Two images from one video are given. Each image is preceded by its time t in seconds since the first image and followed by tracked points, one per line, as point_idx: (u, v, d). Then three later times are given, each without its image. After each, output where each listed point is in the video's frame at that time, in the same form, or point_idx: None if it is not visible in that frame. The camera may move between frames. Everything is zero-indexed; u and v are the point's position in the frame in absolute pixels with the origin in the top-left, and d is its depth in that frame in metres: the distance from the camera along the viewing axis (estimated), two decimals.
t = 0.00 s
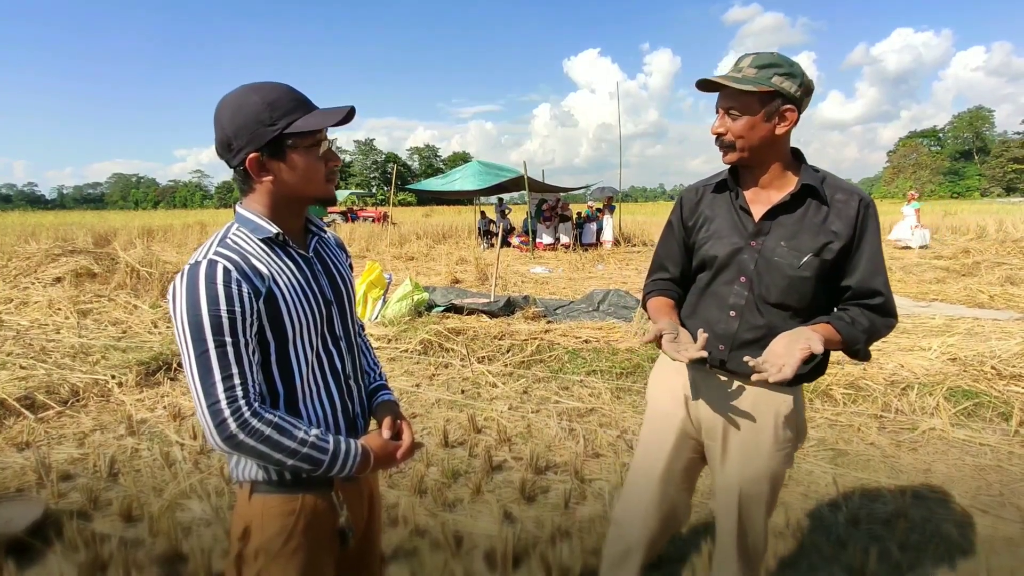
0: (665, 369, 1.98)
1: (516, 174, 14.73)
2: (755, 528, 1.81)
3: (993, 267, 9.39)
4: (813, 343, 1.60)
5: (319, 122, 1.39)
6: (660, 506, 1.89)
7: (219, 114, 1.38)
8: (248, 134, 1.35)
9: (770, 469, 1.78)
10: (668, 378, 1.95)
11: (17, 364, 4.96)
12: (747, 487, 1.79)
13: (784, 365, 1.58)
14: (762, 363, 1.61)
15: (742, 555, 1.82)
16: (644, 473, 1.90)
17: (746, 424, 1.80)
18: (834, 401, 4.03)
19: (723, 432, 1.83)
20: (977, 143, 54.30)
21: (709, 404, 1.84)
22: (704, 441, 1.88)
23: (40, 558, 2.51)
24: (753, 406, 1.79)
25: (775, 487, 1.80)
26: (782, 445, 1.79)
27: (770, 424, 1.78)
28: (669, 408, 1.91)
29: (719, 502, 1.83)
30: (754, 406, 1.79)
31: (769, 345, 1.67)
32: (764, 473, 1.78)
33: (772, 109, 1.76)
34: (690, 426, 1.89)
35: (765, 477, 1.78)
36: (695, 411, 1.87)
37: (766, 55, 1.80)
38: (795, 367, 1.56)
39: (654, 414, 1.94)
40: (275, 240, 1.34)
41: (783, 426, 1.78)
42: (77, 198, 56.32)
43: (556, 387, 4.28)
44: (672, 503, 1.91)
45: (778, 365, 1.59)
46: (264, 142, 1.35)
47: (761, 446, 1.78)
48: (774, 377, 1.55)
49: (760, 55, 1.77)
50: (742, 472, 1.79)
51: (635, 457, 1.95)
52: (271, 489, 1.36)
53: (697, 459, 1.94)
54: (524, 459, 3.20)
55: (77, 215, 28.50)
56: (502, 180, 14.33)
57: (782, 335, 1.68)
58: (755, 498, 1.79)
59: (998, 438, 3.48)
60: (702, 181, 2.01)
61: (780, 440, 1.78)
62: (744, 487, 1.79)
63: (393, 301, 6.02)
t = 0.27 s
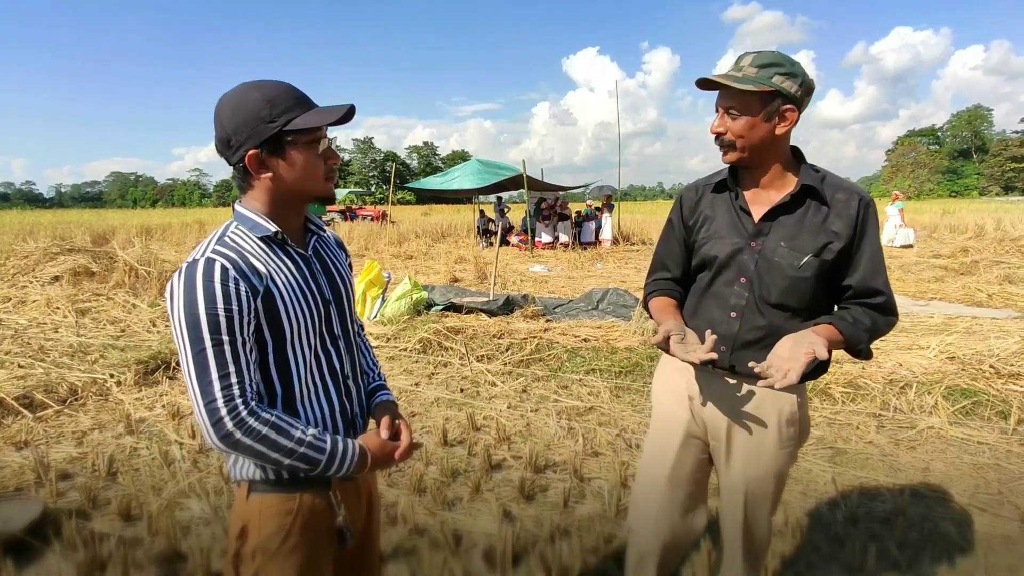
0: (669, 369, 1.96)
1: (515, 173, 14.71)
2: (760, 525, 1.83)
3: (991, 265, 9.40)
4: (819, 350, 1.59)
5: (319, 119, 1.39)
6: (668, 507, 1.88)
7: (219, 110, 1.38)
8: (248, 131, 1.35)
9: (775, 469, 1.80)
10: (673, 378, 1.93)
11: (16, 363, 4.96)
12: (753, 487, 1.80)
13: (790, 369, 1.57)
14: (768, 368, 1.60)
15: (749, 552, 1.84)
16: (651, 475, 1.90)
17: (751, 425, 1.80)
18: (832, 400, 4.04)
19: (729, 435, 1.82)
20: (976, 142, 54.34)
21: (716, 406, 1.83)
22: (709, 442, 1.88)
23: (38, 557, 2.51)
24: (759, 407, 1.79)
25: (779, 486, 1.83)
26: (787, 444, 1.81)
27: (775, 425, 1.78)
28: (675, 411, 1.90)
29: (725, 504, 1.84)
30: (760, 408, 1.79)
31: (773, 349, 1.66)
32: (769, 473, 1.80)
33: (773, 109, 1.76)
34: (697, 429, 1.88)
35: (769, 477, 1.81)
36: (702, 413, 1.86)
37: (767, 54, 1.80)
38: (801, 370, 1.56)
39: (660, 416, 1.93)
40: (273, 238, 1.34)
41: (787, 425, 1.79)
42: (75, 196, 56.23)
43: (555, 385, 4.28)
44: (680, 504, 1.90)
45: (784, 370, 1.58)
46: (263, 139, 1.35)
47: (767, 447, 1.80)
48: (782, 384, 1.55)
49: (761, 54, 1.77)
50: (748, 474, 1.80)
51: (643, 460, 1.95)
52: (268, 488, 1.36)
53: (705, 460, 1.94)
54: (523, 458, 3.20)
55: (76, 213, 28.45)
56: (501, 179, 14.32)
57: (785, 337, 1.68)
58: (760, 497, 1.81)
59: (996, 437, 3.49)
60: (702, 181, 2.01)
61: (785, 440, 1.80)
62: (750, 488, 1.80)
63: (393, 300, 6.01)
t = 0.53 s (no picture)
0: (666, 368, 1.98)
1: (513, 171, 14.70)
2: (759, 525, 1.82)
3: (988, 264, 9.43)
4: (808, 345, 1.59)
5: (320, 119, 1.38)
6: (662, 503, 1.89)
7: (220, 106, 1.37)
8: (247, 128, 1.34)
9: (773, 467, 1.79)
10: (669, 376, 1.95)
11: (12, 362, 4.94)
12: (751, 486, 1.79)
13: (781, 365, 1.58)
14: (759, 364, 1.61)
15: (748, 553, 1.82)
16: (646, 472, 1.90)
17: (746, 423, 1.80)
18: (830, 398, 4.04)
19: (724, 431, 1.82)
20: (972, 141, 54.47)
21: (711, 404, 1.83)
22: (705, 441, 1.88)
23: (36, 556, 2.50)
24: (755, 404, 1.79)
25: (777, 485, 1.81)
26: (784, 443, 1.81)
27: (772, 422, 1.79)
28: (671, 408, 1.91)
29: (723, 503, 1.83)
30: (756, 405, 1.79)
31: (766, 346, 1.67)
32: (767, 471, 1.79)
33: (764, 108, 1.76)
34: (693, 426, 1.89)
35: (767, 475, 1.79)
36: (698, 410, 1.87)
37: (761, 52, 1.80)
38: (792, 366, 1.56)
39: (656, 414, 1.94)
40: (272, 236, 1.34)
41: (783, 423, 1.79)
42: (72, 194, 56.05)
43: (554, 384, 4.28)
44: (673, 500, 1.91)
45: (775, 365, 1.59)
46: (263, 136, 1.35)
47: (764, 446, 1.79)
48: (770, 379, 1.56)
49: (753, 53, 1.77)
50: (745, 471, 1.79)
51: (637, 457, 1.94)
52: (268, 486, 1.36)
53: (700, 458, 1.94)
54: (521, 456, 3.20)
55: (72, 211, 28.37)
56: (499, 177, 14.32)
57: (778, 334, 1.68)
58: (758, 495, 1.79)
59: (992, 434, 3.50)
60: (698, 180, 2.01)
61: (782, 438, 1.80)
62: (748, 486, 1.78)
63: (391, 298, 6.00)
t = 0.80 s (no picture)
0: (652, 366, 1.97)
1: (509, 169, 14.69)
2: (745, 526, 1.80)
3: (982, 263, 9.48)
4: (791, 337, 1.60)
5: (314, 117, 1.37)
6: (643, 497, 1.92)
7: (215, 101, 1.36)
8: (241, 123, 1.33)
9: (757, 466, 1.78)
10: (653, 373, 1.95)
11: (5, 360, 4.91)
12: (736, 485, 1.78)
13: (764, 358, 1.58)
14: (741, 356, 1.62)
15: (734, 554, 1.80)
16: (629, 469, 1.90)
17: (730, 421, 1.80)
18: (824, 396, 4.05)
19: (708, 429, 1.82)
20: (966, 140, 54.70)
21: (693, 401, 1.84)
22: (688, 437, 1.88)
23: (27, 555, 2.49)
24: (738, 402, 1.78)
25: (762, 484, 1.80)
26: (768, 441, 1.80)
27: (755, 420, 1.78)
28: (654, 404, 1.90)
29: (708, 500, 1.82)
30: (740, 403, 1.78)
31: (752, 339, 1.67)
32: (750, 470, 1.78)
33: (754, 105, 1.76)
34: (675, 423, 1.88)
35: (752, 474, 1.78)
36: (681, 407, 1.86)
37: (751, 50, 1.79)
38: (774, 359, 1.57)
39: (639, 411, 1.93)
40: (265, 233, 1.32)
41: (768, 421, 1.78)
42: (66, 192, 55.76)
43: (549, 382, 4.28)
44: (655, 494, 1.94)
45: (758, 358, 1.59)
46: (256, 132, 1.34)
47: (748, 445, 1.78)
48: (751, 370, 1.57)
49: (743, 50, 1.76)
50: (729, 469, 1.79)
51: (618, 453, 1.94)
52: (261, 484, 1.35)
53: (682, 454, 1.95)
54: (517, 454, 3.19)
55: (65, 209, 28.23)
56: (495, 176, 14.31)
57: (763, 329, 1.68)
58: (742, 495, 1.78)
59: (985, 432, 3.52)
60: (689, 177, 2.01)
61: (767, 436, 1.79)
62: (732, 485, 1.78)
63: (386, 296, 5.99)
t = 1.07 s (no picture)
0: (634, 367, 1.94)
1: (504, 167, 14.67)
2: (731, 522, 1.78)
3: (974, 261, 9.53)
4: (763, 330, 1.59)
5: (310, 112, 1.35)
6: (629, 503, 1.86)
7: (208, 97, 1.35)
8: (235, 119, 1.32)
9: (740, 463, 1.75)
10: (633, 374, 1.93)
11: None
12: (719, 482, 1.75)
13: (736, 351, 1.58)
14: (714, 348, 1.61)
15: (721, 548, 1.79)
16: (613, 472, 1.87)
17: (712, 417, 1.77)
18: (818, 393, 4.07)
19: (690, 427, 1.80)
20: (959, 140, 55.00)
21: (674, 398, 1.81)
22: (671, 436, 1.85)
23: (19, 555, 2.47)
24: (718, 397, 1.77)
25: (746, 480, 1.77)
26: (750, 437, 1.78)
27: (735, 415, 1.76)
28: (636, 406, 1.88)
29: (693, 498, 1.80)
30: (720, 399, 1.76)
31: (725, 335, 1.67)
32: (734, 466, 1.75)
33: (739, 101, 1.76)
34: (657, 424, 1.84)
35: (735, 471, 1.75)
36: (663, 407, 1.83)
37: (737, 47, 1.79)
38: (746, 353, 1.56)
39: (622, 411, 1.90)
40: (260, 230, 1.31)
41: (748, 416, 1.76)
42: (58, 189, 55.37)
43: (544, 380, 4.28)
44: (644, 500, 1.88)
45: (729, 351, 1.59)
46: (251, 129, 1.32)
47: (730, 441, 1.76)
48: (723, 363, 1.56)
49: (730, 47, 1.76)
50: (713, 467, 1.76)
51: (603, 453, 1.91)
52: (255, 482, 1.34)
53: (666, 457, 1.90)
54: (512, 452, 3.19)
55: (57, 207, 28.04)
56: (490, 174, 14.29)
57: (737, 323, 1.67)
58: (727, 491, 1.76)
59: (978, 429, 3.53)
60: (677, 173, 2.02)
61: (749, 432, 1.77)
62: (716, 482, 1.75)
63: (381, 294, 5.97)
